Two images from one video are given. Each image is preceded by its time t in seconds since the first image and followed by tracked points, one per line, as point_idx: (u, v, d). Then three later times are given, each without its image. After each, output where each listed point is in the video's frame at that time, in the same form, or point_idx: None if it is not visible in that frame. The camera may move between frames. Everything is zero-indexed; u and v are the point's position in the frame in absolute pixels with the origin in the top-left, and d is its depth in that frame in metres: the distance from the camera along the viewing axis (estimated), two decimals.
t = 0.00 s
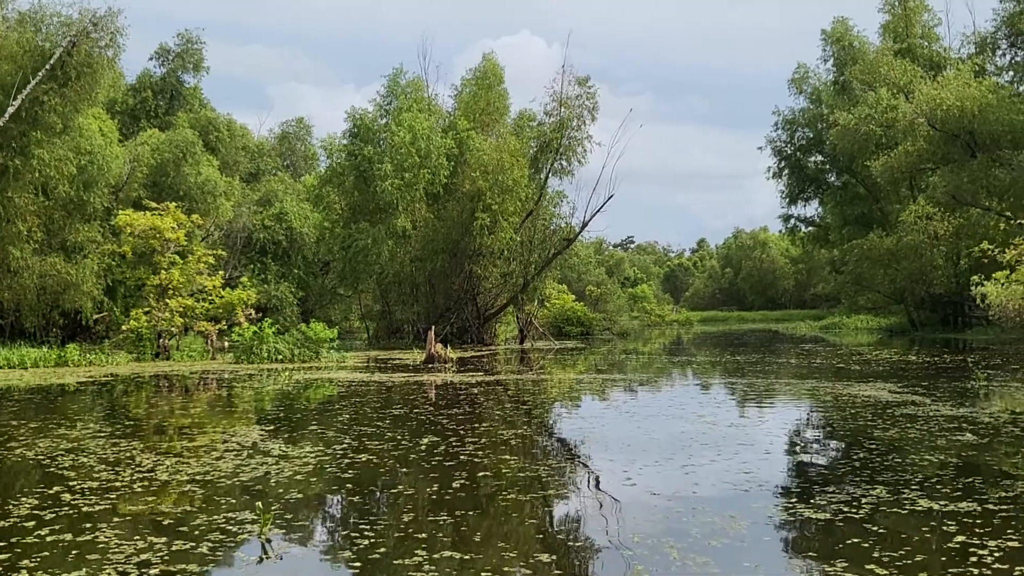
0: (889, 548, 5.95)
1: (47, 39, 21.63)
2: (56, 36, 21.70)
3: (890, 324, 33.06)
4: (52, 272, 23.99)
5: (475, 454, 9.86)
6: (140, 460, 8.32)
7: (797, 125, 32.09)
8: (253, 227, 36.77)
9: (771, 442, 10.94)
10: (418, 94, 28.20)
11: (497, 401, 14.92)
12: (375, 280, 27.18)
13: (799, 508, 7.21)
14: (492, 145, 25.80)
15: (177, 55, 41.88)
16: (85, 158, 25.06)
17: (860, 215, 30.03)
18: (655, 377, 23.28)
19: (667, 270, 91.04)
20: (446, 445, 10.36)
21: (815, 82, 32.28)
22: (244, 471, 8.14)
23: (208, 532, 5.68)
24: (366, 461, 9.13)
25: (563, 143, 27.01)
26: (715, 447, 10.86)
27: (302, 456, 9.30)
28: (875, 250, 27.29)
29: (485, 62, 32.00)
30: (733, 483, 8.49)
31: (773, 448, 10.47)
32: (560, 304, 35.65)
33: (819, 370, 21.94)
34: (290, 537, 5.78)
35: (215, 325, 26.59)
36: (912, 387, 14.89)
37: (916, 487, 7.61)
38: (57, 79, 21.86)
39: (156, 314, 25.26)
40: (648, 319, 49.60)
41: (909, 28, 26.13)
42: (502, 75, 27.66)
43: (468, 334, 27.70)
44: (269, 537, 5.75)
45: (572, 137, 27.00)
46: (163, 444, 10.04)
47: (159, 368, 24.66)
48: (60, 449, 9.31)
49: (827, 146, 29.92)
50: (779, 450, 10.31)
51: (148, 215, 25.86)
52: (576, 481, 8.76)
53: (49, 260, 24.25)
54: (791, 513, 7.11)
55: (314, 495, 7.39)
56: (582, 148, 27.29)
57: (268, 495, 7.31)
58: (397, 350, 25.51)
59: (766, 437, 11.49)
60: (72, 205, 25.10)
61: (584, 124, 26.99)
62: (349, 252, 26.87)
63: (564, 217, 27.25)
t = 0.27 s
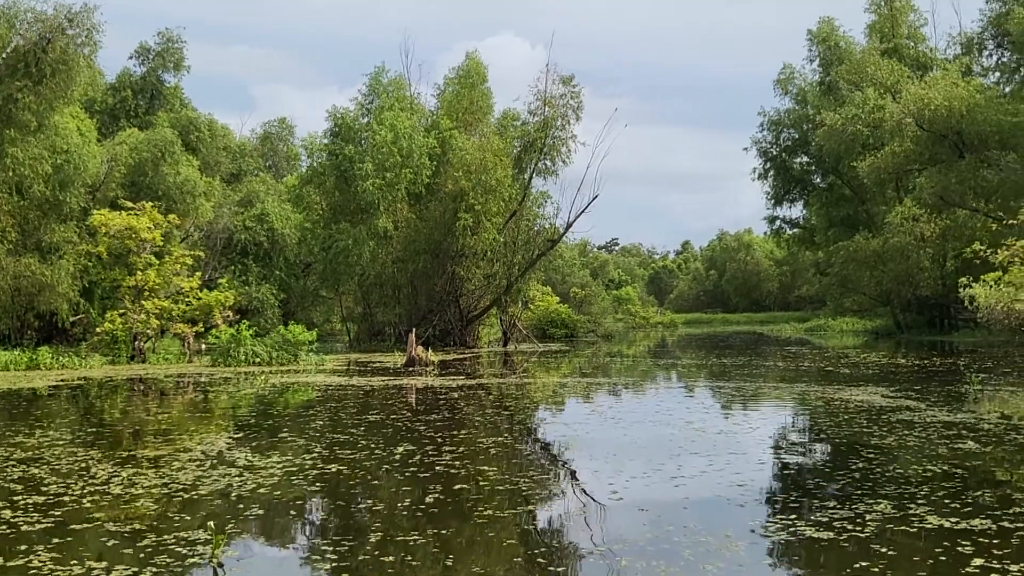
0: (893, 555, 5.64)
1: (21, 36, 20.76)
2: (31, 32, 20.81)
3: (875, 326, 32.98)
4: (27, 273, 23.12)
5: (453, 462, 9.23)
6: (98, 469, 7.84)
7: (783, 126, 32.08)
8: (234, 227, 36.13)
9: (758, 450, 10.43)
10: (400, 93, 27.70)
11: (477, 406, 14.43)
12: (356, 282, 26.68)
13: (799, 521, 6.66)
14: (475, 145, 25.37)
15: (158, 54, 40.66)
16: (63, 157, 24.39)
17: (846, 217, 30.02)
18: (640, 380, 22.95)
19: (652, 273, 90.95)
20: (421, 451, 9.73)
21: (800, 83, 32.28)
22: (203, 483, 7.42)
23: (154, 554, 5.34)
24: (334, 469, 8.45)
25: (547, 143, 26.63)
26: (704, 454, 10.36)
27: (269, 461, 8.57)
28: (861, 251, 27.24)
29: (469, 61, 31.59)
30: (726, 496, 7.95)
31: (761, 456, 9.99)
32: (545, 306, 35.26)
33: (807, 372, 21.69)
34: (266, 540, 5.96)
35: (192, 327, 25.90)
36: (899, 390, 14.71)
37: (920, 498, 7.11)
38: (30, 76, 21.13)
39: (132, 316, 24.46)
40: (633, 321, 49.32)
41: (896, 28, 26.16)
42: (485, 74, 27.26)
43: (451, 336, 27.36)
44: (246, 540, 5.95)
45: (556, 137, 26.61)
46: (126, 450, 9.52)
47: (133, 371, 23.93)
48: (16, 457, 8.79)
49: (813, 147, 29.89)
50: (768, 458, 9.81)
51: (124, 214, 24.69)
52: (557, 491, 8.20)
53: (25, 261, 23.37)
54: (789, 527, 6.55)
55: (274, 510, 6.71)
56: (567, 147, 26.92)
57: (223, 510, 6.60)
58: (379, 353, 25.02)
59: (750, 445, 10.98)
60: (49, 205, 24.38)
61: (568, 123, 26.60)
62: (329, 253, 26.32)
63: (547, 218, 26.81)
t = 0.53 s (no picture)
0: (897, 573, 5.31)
1: None
2: None
3: (857, 327, 32.97)
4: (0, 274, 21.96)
5: (425, 471, 8.68)
6: (43, 486, 7.31)
7: (765, 126, 32.04)
8: (210, 228, 35.39)
9: (745, 453, 9.97)
10: (378, 91, 27.20)
11: (454, 408, 13.97)
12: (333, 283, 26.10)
13: (797, 537, 6.16)
14: (454, 144, 24.93)
15: (134, 53, 39.54)
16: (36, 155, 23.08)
17: (828, 217, 30.02)
18: (620, 382, 22.65)
19: (632, 274, 90.87)
20: (392, 459, 9.17)
21: (782, 83, 32.30)
22: (154, 499, 6.97)
23: None
24: (298, 482, 7.90)
25: (528, 142, 26.21)
26: (689, 458, 9.87)
27: (231, 474, 8.10)
28: (844, 252, 27.37)
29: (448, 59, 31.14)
30: (715, 505, 7.45)
31: (749, 460, 9.51)
32: (525, 308, 34.86)
33: (792, 373, 21.46)
34: (246, 546, 5.88)
35: (164, 329, 25.10)
36: (883, 391, 14.66)
37: (922, 513, 6.66)
38: None
39: (102, 318, 23.56)
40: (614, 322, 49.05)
41: (878, 27, 26.35)
42: (464, 72, 26.84)
43: (429, 338, 26.73)
44: (225, 546, 5.88)
45: (537, 136, 26.19)
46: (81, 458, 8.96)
47: (102, 374, 23.02)
48: None
49: (795, 148, 29.87)
50: (756, 462, 9.35)
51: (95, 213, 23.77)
52: (535, 500, 7.66)
53: None
54: (786, 544, 6.05)
55: (227, 528, 6.25)
56: (547, 147, 26.52)
57: (171, 529, 6.15)
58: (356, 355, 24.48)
59: (736, 447, 10.53)
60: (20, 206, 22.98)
61: (549, 123, 26.18)
62: (306, 254, 25.75)
63: (527, 218, 26.43)
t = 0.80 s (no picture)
0: None
1: None
2: None
3: (845, 327, 32.90)
4: None
5: (405, 480, 8.20)
6: None
7: (753, 125, 31.92)
8: (193, 227, 34.79)
9: (739, 458, 9.55)
10: (362, 88, 26.73)
11: (438, 410, 13.57)
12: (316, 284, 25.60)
13: (795, 553, 5.83)
14: (439, 141, 24.53)
15: (116, 50, 38.65)
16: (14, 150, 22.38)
17: (817, 217, 29.88)
18: (608, 382, 22.37)
19: (619, 274, 90.72)
20: (369, 467, 8.69)
21: (770, 81, 32.17)
22: (110, 511, 6.54)
23: None
24: (267, 492, 7.44)
25: (514, 140, 25.83)
26: (681, 463, 9.44)
27: (197, 481, 7.63)
28: (832, 251, 27.36)
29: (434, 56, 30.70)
30: (708, 518, 7.05)
31: (744, 466, 9.09)
32: (512, 307, 34.49)
33: (781, 373, 21.26)
34: (231, 549, 5.80)
35: (143, 329, 24.44)
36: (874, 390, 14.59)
37: (931, 532, 6.25)
38: None
39: (78, 318, 22.82)
40: (602, 322, 48.75)
41: (866, 26, 26.25)
42: (449, 69, 26.44)
43: (415, 338, 26.48)
44: (209, 548, 5.81)
45: (523, 134, 25.79)
46: (43, 463, 8.47)
47: (78, 375, 22.26)
48: None
49: (784, 147, 29.77)
50: (751, 468, 8.94)
51: (71, 211, 23.30)
52: (521, 512, 7.20)
53: None
54: (792, 565, 5.61)
55: (184, 546, 5.83)
56: (534, 145, 26.13)
57: (120, 547, 5.71)
58: (339, 356, 24.03)
59: (729, 450, 10.13)
60: None
61: (535, 120, 25.78)
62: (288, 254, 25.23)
63: (514, 217, 26.07)
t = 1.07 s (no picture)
0: None
1: None
2: None
3: (838, 327, 32.72)
4: None
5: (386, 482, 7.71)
6: None
7: (746, 124, 31.77)
8: (181, 227, 34.27)
9: (729, 459, 9.28)
10: (351, 85, 26.31)
11: (423, 411, 13.10)
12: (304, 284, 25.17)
13: (794, 560, 5.51)
14: (429, 139, 24.13)
15: (103, 47, 37.91)
16: None
17: (810, 216, 29.72)
18: (600, 383, 22.06)
19: (611, 274, 90.51)
20: (346, 471, 8.10)
21: (763, 80, 31.98)
22: (65, 528, 6.08)
23: None
24: (238, 501, 6.88)
25: (505, 137, 25.46)
26: (679, 468, 8.88)
27: (166, 493, 7.19)
28: (826, 251, 27.16)
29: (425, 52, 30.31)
30: (700, 520, 6.75)
31: (747, 470, 8.54)
32: (503, 308, 34.14)
33: (776, 374, 21.00)
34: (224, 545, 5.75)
35: (127, 330, 23.92)
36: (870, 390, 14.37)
37: (956, 541, 5.75)
38: None
39: (60, 318, 22.27)
40: (593, 323, 48.46)
41: (860, 23, 26.06)
42: (439, 66, 26.04)
43: (404, 339, 26.07)
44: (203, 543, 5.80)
45: (514, 132, 25.42)
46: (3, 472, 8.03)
47: (59, 376, 21.74)
48: None
49: (777, 146, 29.66)
50: (755, 473, 8.38)
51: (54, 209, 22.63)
52: (508, 520, 6.61)
53: None
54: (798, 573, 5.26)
55: (139, 568, 5.30)
56: (525, 143, 25.76)
57: (68, 569, 5.23)
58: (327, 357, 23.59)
59: (728, 454, 9.60)
60: None
61: (527, 117, 25.42)
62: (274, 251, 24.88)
63: (504, 216, 25.68)
